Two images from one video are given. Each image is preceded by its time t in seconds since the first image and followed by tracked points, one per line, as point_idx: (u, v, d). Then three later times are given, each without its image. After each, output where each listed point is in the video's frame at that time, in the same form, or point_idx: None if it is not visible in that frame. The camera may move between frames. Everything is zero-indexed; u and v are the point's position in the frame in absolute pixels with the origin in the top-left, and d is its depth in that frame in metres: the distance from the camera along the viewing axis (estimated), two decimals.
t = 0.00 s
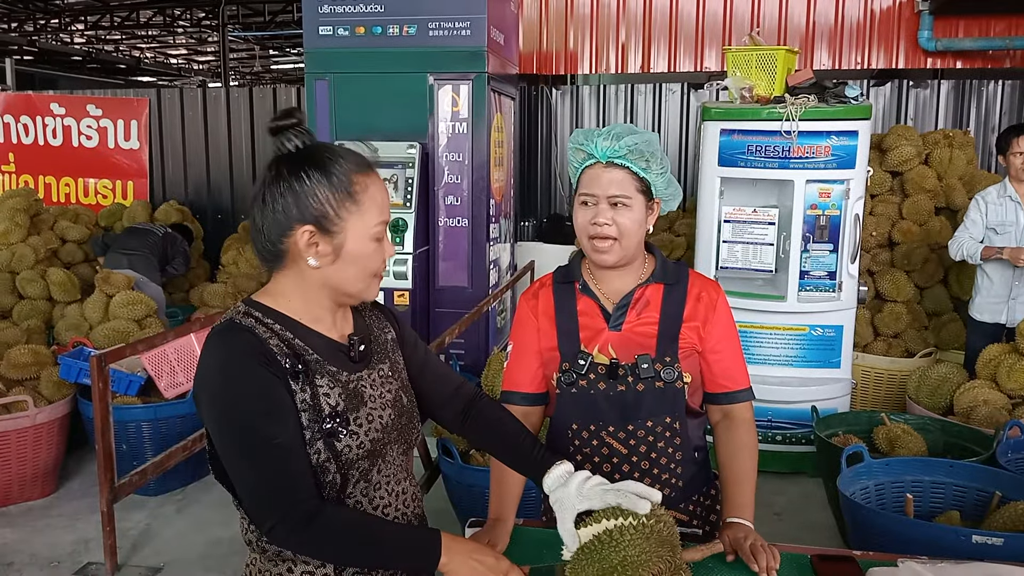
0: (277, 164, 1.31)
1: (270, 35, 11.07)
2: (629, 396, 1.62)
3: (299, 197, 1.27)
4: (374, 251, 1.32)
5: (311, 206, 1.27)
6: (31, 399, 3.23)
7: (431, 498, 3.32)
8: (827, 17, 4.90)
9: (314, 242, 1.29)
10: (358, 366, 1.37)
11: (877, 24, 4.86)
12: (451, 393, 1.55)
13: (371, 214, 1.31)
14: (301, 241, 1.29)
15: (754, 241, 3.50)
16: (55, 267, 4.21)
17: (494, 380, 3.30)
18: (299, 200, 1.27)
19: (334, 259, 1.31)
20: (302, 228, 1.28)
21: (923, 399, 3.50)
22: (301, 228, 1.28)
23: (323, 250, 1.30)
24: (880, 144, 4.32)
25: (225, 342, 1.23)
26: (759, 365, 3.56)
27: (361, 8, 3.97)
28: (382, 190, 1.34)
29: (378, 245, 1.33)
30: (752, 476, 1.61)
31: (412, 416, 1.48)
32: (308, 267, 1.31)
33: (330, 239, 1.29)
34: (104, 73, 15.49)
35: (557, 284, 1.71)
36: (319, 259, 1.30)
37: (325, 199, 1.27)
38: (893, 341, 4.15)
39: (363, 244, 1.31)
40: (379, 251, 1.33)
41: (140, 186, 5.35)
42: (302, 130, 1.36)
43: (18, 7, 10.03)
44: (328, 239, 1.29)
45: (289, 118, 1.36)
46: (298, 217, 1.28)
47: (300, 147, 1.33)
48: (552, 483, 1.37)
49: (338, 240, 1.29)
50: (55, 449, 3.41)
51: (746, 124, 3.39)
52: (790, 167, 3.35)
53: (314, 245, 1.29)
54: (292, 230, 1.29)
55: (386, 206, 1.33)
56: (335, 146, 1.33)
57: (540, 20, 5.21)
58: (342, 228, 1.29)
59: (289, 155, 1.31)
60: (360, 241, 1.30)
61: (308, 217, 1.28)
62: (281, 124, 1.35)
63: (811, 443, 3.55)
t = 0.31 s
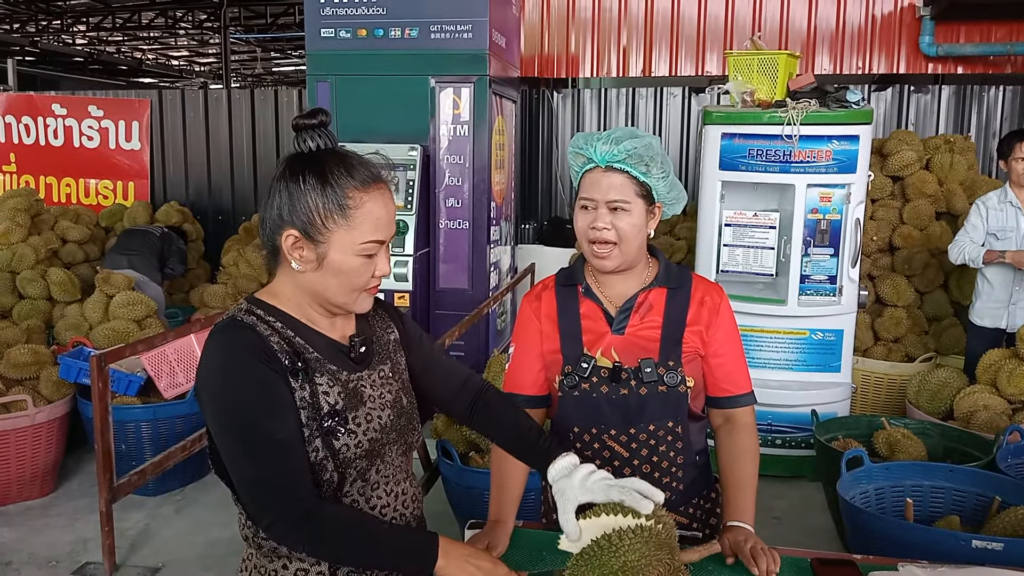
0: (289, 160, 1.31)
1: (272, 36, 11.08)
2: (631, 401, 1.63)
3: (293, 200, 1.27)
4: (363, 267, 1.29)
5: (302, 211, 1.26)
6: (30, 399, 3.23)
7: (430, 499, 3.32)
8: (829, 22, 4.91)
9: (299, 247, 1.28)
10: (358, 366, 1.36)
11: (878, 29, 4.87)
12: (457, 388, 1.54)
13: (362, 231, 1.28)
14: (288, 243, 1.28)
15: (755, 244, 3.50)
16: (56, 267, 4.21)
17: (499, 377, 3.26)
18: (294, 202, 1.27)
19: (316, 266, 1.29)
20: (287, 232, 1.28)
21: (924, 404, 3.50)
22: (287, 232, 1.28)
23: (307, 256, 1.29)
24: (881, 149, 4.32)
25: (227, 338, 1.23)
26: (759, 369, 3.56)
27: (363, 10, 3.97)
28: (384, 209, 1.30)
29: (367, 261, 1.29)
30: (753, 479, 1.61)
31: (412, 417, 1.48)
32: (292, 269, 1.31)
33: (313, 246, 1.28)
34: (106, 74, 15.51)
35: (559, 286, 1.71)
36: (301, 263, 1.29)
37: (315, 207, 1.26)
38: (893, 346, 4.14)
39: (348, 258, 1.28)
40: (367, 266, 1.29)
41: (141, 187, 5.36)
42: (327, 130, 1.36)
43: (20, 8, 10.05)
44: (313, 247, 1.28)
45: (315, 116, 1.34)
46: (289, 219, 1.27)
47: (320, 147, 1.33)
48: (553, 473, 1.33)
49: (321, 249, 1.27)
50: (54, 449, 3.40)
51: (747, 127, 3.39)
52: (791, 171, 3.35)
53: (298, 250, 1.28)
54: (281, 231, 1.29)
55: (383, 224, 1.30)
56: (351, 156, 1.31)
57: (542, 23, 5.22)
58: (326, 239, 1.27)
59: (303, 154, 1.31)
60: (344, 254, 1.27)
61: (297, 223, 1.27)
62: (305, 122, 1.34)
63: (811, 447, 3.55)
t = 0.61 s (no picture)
0: (293, 158, 1.31)
1: (271, 37, 11.08)
2: (629, 404, 1.63)
3: (296, 199, 1.27)
4: (365, 265, 1.28)
5: (304, 211, 1.26)
6: (26, 398, 3.22)
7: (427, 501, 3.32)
8: (827, 26, 4.92)
9: (302, 247, 1.28)
10: (361, 365, 1.36)
11: (877, 34, 4.88)
12: (458, 386, 1.54)
13: (365, 230, 1.27)
14: (290, 243, 1.28)
15: (753, 248, 3.50)
16: (53, 266, 4.20)
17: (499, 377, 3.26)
18: (296, 202, 1.27)
19: (319, 266, 1.29)
20: (289, 231, 1.27)
21: (920, 409, 3.50)
22: (289, 232, 1.28)
23: (310, 255, 1.28)
24: (879, 153, 4.33)
25: (230, 337, 1.22)
26: (756, 372, 3.56)
27: (363, 10, 3.97)
28: (387, 208, 1.30)
29: (370, 259, 1.28)
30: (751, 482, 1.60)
31: (414, 415, 1.48)
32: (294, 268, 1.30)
33: (316, 246, 1.27)
34: (104, 73, 15.50)
35: (558, 288, 1.71)
36: (304, 263, 1.29)
37: (318, 206, 1.25)
38: (890, 350, 4.15)
39: (351, 256, 1.27)
40: (370, 264, 1.29)
41: (139, 186, 5.35)
42: (330, 129, 1.35)
43: (19, 6, 10.04)
44: (315, 246, 1.27)
45: (318, 115, 1.34)
46: (291, 219, 1.27)
47: (323, 146, 1.33)
48: (560, 454, 1.33)
49: (324, 248, 1.27)
50: (50, 448, 3.40)
51: (746, 131, 3.39)
52: (790, 175, 3.36)
53: (301, 249, 1.28)
54: (284, 230, 1.28)
55: (386, 221, 1.29)
56: (354, 156, 1.31)
57: (542, 25, 5.23)
58: (329, 237, 1.26)
59: (306, 153, 1.31)
60: (346, 252, 1.27)
61: (299, 222, 1.27)
62: (308, 120, 1.33)
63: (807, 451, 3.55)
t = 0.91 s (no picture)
0: (293, 153, 1.31)
1: (268, 31, 11.06)
2: (625, 402, 1.63)
3: (296, 194, 1.26)
4: (367, 261, 1.28)
5: (305, 206, 1.25)
6: (21, 392, 3.21)
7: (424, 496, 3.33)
8: (826, 23, 4.92)
9: (303, 242, 1.27)
10: (362, 362, 1.36)
11: (875, 32, 4.88)
12: (455, 384, 1.54)
13: (366, 225, 1.27)
14: (291, 239, 1.28)
15: (750, 245, 3.50)
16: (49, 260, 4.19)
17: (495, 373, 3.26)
18: (297, 197, 1.26)
19: (321, 261, 1.28)
20: (290, 227, 1.27)
21: (916, 406, 3.51)
22: (290, 227, 1.27)
23: (311, 251, 1.28)
24: (876, 151, 4.33)
25: (230, 336, 1.22)
26: (753, 369, 3.56)
27: (361, 5, 3.96)
28: (388, 203, 1.29)
29: (371, 255, 1.28)
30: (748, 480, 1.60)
31: (415, 412, 1.48)
32: (296, 264, 1.30)
33: (317, 241, 1.27)
34: (101, 67, 15.45)
35: (555, 285, 1.71)
36: (306, 259, 1.28)
37: (319, 201, 1.25)
38: (886, 348, 4.15)
39: (352, 251, 1.27)
40: (371, 260, 1.28)
41: (135, 180, 5.33)
42: (329, 123, 1.35)
43: None
44: (317, 242, 1.27)
45: (317, 109, 1.34)
46: (292, 214, 1.27)
47: (322, 140, 1.32)
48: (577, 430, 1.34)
49: (325, 244, 1.26)
50: (45, 442, 3.39)
51: (744, 127, 3.39)
52: (787, 172, 3.36)
53: (303, 245, 1.27)
54: (285, 226, 1.28)
55: (388, 216, 1.29)
56: (353, 149, 1.31)
57: (540, 21, 5.22)
58: (331, 232, 1.26)
59: (305, 147, 1.31)
60: (348, 248, 1.26)
61: (301, 217, 1.26)
62: (306, 115, 1.34)
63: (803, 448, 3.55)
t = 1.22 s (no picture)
0: (293, 161, 1.31)
1: (269, 38, 11.09)
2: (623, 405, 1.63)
3: (298, 202, 1.27)
4: (370, 267, 1.29)
5: (307, 214, 1.26)
6: (22, 398, 3.21)
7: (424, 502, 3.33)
8: (824, 30, 4.93)
9: (306, 250, 1.28)
10: (362, 370, 1.36)
11: (874, 39, 4.90)
12: (455, 390, 1.55)
13: (369, 232, 1.27)
14: (294, 248, 1.28)
15: (750, 251, 3.51)
16: (49, 265, 4.19)
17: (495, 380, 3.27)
18: (298, 205, 1.27)
19: (324, 269, 1.29)
20: (292, 236, 1.27)
21: (916, 412, 3.51)
22: (292, 236, 1.27)
23: (314, 259, 1.28)
24: (875, 157, 4.34)
25: (232, 346, 1.22)
26: (752, 375, 3.57)
27: (361, 12, 3.97)
28: (389, 209, 1.30)
29: (374, 261, 1.29)
30: (748, 487, 1.61)
31: (416, 419, 1.48)
32: (299, 272, 1.30)
33: (320, 249, 1.27)
34: (101, 73, 15.48)
35: (553, 291, 1.71)
36: (309, 267, 1.29)
37: (321, 209, 1.25)
38: (886, 353, 4.16)
39: (355, 258, 1.28)
40: (374, 266, 1.29)
41: (136, 186, 5.34)
42: (327, 130, 1.36)
43: (17, 5, 10.03)
44: (320, 250, 1.27)
45: (315, 117, 1.34)
46: (295, 223, 1.27)
47: (321, 148, 1.33)
48: (612, 417, 1.41)
49: (328, 251, 1.27)
50: (45, 448, 3.39)
51: (744, 134, 3.40)
52: (787, 178, 3.36)
53: (305, 253, 1.28)
54: (287, 235, 1.28)
55: (389, 222, 1.30)
56: (354, 156, 1.31)
57: (540, 27, 5.25)
58: (333, 240, 1.27)
59: (304, 155, 1.31)
60: (351, 254, 1.27)
61: (303, 226, 1.27)
62: (305, 123, 1.34)
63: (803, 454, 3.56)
